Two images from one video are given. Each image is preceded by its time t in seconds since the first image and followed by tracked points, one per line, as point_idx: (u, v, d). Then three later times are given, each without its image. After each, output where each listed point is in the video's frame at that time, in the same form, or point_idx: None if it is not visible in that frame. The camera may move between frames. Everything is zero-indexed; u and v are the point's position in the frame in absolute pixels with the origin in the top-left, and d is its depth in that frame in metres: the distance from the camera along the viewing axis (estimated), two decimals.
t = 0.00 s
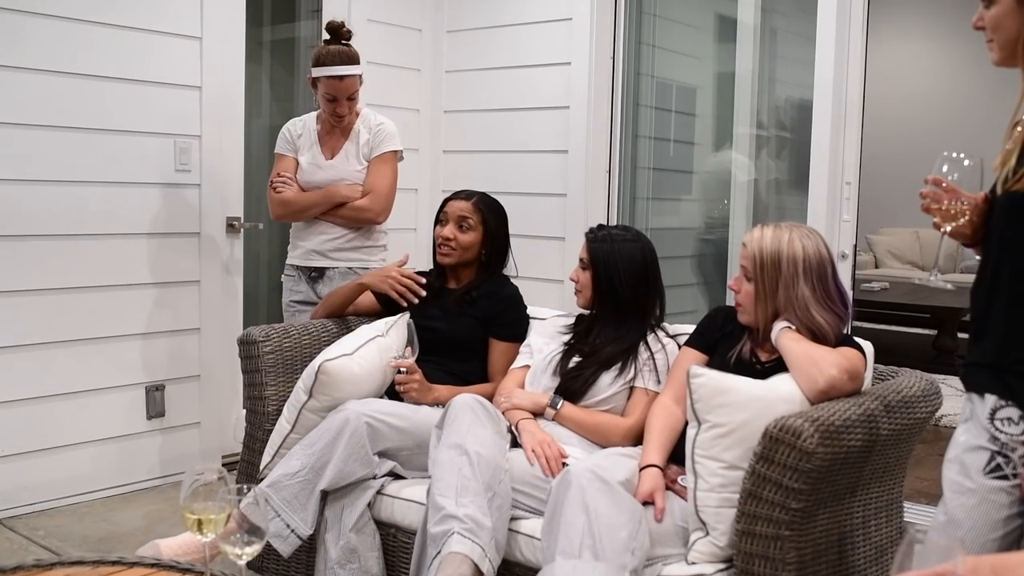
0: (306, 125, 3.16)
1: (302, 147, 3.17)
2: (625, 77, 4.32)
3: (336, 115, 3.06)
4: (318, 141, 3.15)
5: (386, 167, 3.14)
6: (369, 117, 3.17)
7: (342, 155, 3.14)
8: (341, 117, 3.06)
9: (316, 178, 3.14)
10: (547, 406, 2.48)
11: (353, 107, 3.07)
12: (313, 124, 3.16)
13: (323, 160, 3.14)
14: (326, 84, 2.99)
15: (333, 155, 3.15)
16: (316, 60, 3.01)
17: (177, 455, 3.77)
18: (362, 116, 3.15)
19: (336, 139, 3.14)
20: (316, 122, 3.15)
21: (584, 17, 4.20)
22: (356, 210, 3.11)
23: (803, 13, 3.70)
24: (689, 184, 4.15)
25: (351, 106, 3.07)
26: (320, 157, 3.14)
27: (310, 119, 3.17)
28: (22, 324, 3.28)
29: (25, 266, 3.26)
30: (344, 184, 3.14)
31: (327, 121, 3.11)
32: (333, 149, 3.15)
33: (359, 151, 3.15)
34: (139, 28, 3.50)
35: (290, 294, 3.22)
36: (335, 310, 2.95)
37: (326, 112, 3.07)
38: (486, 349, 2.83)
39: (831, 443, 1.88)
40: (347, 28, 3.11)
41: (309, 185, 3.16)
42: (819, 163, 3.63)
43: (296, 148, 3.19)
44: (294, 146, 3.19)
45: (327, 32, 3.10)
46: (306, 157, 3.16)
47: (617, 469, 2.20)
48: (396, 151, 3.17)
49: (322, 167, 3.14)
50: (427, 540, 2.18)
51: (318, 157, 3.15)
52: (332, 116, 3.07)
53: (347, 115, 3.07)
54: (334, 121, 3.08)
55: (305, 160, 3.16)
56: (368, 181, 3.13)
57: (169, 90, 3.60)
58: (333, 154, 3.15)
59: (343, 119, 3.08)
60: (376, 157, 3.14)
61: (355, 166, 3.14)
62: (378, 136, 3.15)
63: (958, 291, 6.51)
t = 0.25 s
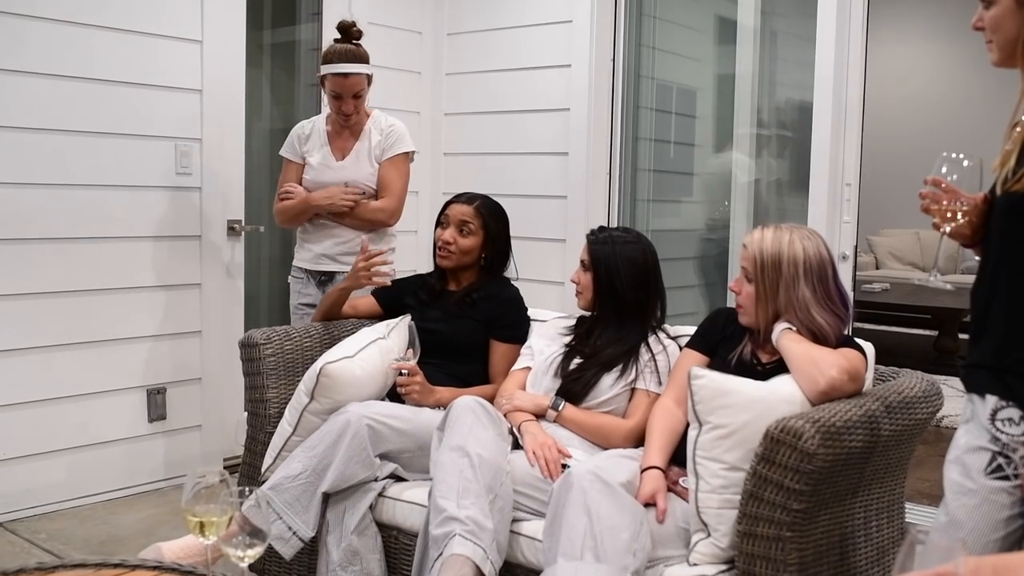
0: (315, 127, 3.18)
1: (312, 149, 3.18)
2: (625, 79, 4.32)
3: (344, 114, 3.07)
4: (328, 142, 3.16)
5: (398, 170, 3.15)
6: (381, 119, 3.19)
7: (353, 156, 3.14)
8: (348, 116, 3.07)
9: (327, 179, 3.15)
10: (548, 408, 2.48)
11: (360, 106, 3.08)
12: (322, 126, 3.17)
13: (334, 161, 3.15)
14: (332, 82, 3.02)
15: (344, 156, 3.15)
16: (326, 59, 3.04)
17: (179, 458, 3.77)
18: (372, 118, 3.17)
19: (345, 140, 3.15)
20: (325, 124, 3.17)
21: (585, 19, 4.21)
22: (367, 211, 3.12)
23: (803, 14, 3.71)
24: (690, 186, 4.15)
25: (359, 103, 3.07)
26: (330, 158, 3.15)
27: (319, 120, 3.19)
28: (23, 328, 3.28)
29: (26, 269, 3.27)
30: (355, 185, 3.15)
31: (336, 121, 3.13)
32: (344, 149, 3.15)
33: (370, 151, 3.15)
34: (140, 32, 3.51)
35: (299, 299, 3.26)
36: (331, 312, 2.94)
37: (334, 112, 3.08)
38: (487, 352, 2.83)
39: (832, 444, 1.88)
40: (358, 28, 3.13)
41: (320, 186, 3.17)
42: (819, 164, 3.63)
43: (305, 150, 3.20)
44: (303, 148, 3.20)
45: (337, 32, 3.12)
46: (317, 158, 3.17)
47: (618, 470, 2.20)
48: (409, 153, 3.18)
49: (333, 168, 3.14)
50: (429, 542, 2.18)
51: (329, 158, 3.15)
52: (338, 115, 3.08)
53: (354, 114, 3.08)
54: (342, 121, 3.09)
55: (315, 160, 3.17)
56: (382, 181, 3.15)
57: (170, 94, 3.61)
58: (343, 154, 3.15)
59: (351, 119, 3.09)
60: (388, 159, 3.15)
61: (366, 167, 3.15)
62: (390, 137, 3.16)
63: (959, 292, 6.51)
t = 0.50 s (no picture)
0: (331, 124, 3.24)
1: (326, 146, 3.24)
2: (627, 79, 4.32)
3: (353, 109, 3.11)
4: (342, 140, 3.22)
5: (421, 171, 3.23)
6: (397, 119, 3.22)
7: (367, 154, 3.19)
8: (355, 109, 3.11)
9: (339, 175, 3.20)
10: (550, 408, 2.48)
11: (369, 101, 3.11)
12: (337, 123, 3.23)
13: (347, 159, 3.21)
14: (340, 75, 3.06)
15: (358, 155, 3.21)
16: (338, 52, 3.09)
17: (181, 458, 3.77)
18: (388, 117, 3.20)
19: (359, 138, 3.21)
20: (341, 122, 3.23)
21: (586, 19, 4.21)
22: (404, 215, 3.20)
23: (806, 14, 3.71)
24: (691, 186, 4.15)
25: (369, 96, 3.11)
26: (344, 156, 3.21)
27: (334, 119, 3.25)
28: (25, 328, 3.29)
29: (28, 269, 3.27)
30: (370, 184, 3.19)
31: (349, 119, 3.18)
32: (358, 148, 3.21)
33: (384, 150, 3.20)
34: (142, 32, 3.51)
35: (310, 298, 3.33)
36: (330, 312, 2.94)
37: (345, 109, 3.13)
38: (488, 352, 2.83)
39: (834, 444, 1.88)
40: (373, 25, 3.16)
41: (331, 183, 3.22)
42: (821, 164, 3.63)
43: (320, 147, 3.26)
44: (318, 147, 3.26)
45: (352, 27, 3.16)
46: (331, 157, 3.23)
47: (620, 470, 2.21)
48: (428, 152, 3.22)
49: (347, 167, 3.20)
50: (431, 541, 2.18)
51: (343, 156, 3.21)
52: (347, 109, 3.12)
53: (362, 108, 3.11)
54: (354, 116, 3.13)
55: (328, 159, 3.23)
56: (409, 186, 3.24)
57: (171, 94, 3.61)
58: (358, 153, 3.21)
59: (361, 114, 3.13)
60: (408, 162, 3.21)
61: (382, 165, 3.20)
62: (406, 136, 3.20)
63: (961, 292, 6.51)
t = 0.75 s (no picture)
0: (343, 121, 3.25)
1: (338, 142, 3.25)
2: (628, 80, 4.32)
3: (363, 101, 3.10)
4: (353, 136, 3.22)
5: (436, 170, 3.28)
6: (409, 117, 3.23)
7: (378, 152, 3.20)
8: (361, 101, 3.09)
9: (350, 172, 3.22)
10: (551, 407, 2.49)
11: (378, 95, 3.10)
12: (349, 120, 3.24)
13: (358, 156, 3.21)
14: (350, 66, 3.06)
15: (369, 152, 3.22)
16: (350, 46, 3.10)
17: (181, 456, 3.78)
18: (400, 115, 3.21)
19: (370, 134, 3.21)
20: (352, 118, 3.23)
21: (588, 19, 4.21)
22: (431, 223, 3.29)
23: (807, 15, 3.71)
24: (692, 186, 4.15)
25: (379, 88, 3.10)
26: (356, 152, 3.22)
27: (346, 116, 3.26)
28: (26, 326, 3.29)
29: (29, 267, 3.27)
30: (381, 182, 3.21)
31: (361, 116, 3.19)
32: (370, 146, 3.21)
33: (396, 148, 3.21)
34: (143, 31, 3.51)
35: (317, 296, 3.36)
36: (331, 311, 2.95)
37: (355, 103, 3.12)
38: (489, 351, 2.84)
39: (834, 444, 1.88)
40: (385, 23, 3.17)
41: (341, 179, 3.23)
42: (822, 164, 3.64)
43: (332, 143, 3.27)
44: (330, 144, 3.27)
45: (367, 25, 3.15)
46: (342, 154, 3.24)
47: (620, 469, 2.21)
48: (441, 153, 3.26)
49: (358, 164, 3.21)
50: (431, 540, 2.18)
51: (355, 153, 3.22)
52: (355, 101, 3.11)
53: (370, 101, 3.09)
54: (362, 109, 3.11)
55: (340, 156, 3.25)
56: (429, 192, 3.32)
57: (172, 92, 3.61)
58: (369, 151, 3.22)
59: (370, 107, 3.10)
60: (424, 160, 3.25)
61: (393, 164, 3.21)
62: (418, 136, 3.23)
63: (961, 293, 6.51)
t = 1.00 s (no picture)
0: (352, 125, 3.26)
1: (348, 145, 3.26)
2: (630, 85, 4.32)
3: (373, 101, 3.11)
4: (362, 139, 3.23)
5: (443, 175, 3.28)
6: (419, 122, 3.22)
7: (387, 157, 3.20)
8: (371, 101, 3.11)
9: (359, 175, 3.22)
10: (552, 412, 2.49)
11: (389, 95, 3.12)
12: (359, 124, 3.25)
13: (367, 160, 3.22)
14: (361, 65, 3.08)
15: (378, 155, 3.21)
16: (361, 48, 3.13)
17: (183, 460, 3.78)
18: (408, 119, 3.21)
19: (378, 137, 3.21)
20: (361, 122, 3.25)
21: (590, 23, 4.22)
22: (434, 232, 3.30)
23: (810, 19, 3.71)
24: (694, 191, 4.16)
25: (389, 87, 3.12)
26: (365, 155, 3.22)
27: (354, 119, 3.27)
28: (28, 329, 3.29)
29: (31, 271, 3.28)
30: (389, 186, 3.20)
31: (370, 118, 3.20)
32: (378, 150, 3.21)
33: (404, 152, 3.21)
34: (146, 35, 3.52)
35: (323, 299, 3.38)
36: (331, 317, 3.00)
37: (364, 103, 3.13)
38: (491, 356, 2.84)
39: (836, 449, 1.88)
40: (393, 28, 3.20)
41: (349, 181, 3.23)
42: (824, 169, 3.64)
43: (342, 146, 3.29)
44: (340, 146, 3.29)
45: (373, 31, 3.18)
46: (350, 156, 3.26)
47: (622, 474, 2.20)
48: (447, 156, 3.26)
49: (367, 167, 3.21)
50: (432, 545, 2.18)
51: (364, 156, 3.22)
52: (364, 101, 3.13)
53: (381, 101, 3.11)
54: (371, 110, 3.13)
55: (348, 157, 3.26)
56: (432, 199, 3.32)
57: (175, 96, 3.61)
58: (378, 155, 3.22)
59: (379, 107, 3.12)
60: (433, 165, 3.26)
61: (401, 168, 3.21)
62: (426, 139, 3.22)
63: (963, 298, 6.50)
